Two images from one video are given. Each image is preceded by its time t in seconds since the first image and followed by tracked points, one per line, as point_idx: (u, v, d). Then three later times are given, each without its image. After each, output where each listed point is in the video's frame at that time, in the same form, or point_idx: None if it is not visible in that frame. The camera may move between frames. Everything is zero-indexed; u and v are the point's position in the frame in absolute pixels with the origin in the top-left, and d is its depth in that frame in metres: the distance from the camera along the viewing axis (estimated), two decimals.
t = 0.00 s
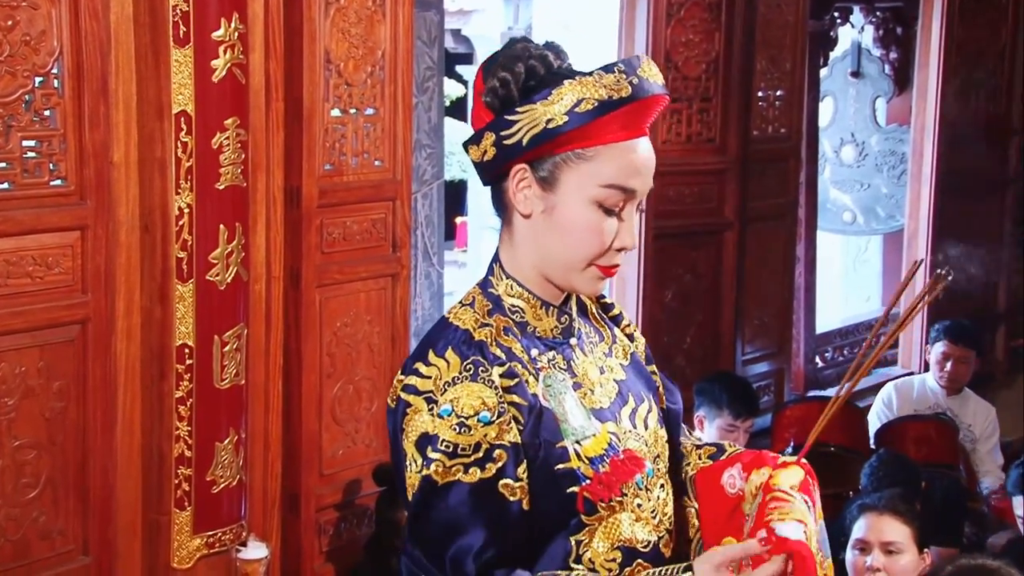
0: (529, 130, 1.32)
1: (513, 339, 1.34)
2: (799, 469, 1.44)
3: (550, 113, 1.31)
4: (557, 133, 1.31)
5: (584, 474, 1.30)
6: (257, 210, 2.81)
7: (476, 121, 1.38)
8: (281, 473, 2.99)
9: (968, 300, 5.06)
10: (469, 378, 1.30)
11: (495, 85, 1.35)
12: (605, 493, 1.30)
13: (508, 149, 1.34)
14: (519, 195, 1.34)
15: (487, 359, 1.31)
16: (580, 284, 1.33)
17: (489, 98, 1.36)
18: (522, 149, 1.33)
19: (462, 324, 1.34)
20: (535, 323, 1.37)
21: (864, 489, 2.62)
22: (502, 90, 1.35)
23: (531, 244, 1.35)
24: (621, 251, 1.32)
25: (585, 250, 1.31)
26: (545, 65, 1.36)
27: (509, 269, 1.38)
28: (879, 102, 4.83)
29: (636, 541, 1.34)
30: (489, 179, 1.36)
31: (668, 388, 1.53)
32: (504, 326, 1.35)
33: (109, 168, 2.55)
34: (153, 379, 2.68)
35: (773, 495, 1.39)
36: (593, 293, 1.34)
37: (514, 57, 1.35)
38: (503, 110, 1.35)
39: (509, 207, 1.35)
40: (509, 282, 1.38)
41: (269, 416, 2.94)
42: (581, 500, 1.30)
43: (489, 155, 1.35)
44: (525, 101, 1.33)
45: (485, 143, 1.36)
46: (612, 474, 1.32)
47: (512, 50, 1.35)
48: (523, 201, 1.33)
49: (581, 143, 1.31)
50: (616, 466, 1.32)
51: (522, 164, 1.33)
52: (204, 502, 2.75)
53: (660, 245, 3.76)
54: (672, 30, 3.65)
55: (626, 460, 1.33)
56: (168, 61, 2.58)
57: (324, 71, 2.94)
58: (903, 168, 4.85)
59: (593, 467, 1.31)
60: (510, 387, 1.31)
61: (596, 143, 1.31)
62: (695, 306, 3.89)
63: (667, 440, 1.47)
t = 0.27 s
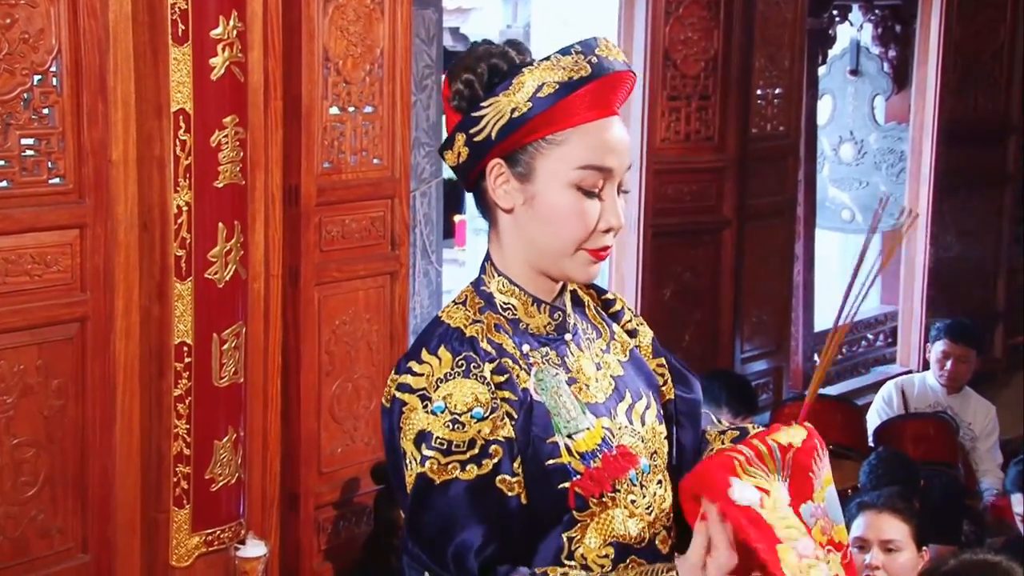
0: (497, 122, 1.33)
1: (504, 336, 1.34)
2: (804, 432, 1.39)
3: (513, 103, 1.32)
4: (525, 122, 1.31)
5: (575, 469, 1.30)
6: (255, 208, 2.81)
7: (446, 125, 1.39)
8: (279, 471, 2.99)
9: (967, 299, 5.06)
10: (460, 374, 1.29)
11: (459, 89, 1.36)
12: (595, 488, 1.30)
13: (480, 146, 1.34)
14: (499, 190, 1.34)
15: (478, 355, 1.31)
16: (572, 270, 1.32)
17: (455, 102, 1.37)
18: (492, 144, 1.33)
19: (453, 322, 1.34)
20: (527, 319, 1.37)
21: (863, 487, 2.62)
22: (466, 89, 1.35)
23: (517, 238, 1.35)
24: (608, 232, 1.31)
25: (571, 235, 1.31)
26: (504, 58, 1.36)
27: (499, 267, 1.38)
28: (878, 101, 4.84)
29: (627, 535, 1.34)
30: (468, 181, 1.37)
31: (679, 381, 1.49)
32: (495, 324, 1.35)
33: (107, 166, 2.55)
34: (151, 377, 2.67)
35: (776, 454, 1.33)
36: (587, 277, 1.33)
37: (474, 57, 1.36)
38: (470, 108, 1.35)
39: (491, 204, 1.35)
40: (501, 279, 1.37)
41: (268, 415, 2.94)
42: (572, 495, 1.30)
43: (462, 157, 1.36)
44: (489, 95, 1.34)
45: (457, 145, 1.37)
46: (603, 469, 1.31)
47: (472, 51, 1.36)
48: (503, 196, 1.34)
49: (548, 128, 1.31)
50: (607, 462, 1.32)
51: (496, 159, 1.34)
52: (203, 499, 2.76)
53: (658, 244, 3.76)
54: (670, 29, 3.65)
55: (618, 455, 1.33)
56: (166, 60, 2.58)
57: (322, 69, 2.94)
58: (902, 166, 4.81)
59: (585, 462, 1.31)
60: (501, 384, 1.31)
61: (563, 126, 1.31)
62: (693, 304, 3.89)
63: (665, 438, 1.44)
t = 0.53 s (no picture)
0: (473, 120, 1.31)
1: (506, 334, 1.30)
2: (791, 442, 1.31)
3: (483, 98, 1.30)
4: (499, 113, 1.30)
5: (578, 468, 1.25)
6: (253, 207, 2.81)
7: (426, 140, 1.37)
8: (279, 471, 2.99)
9: (965, 297, 5.06)
10: (465, 374, 1.25)
11: (430, 102, 1.35)
12: (600, 486, 1.25)
13: (463, 147, 1.33)
14: (489, 190, 1.32)
15: (482, 353, 1.27)
16: (577, 251, 1.30)
17: (429, 116, 1.36)
18: (472, 143, 1.32)
19: (456, 322, 1.29)
20: (529, 317, 1.33)
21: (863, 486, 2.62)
22: (438, 99, 1.34)
23: (516, 233, 1.33)
24: (605, 206, 1.30)
25: (570, 216, 1.29)
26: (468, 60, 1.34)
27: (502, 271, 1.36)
28: (877, 98, 4.87)
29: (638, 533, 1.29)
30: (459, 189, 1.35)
31: (689, 375, 1.43)
32: (497, 322, 1.31)
33: (106, 164, 2.54)
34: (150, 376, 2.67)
35: (767, 485, 1.26)
36: (593, 257, 1.31)
37: (439, 67, 1.35)
38: (444, 116, 1.34)
39: (484, 205, 1.34)
40: (503, 277, 1.34)
41: (266, 414, 2.93)
42: (576, 494, 1.24)
43: (446, 166, 1.34)
44: (460, 97, 1.32)
45: (439, 156, 1.35)
46: (608, 467, 1.26)
47: (436, 63, 1.35)
48: (494, 194, 1.32)
49: (523, 114, 1.30)
50: (611, 459, 1.27)
51: (481, 157, 1.32)
52: (201, 498, 2.76)
53: (657, 242, 3.76)
54: (669, 27, 3.65)
55: (622, 453, 1.28)
56: (164, 58, 2.58)
57: (321, 67, 2.94)
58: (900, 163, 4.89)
59: (588, 461, 1.26)
60: (505, 382, 1.25)
61: (537, 110, 1.30)
62: (692, 302, 3.89)
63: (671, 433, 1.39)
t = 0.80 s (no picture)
0: (461, 117, 1.33)
1: (510, 326, 1.30)
2: (780, 454, 1.29)
3: (469, 94, 1.32)
4: (486, 108, 1.31)
5: (583, 459, 1.26)
6: (252, 205, 2.81)
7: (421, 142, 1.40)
8: (279, 470, 3.00)
9: (965, 296, 5.06)
10: (478, 360, 1.26)
11: (422, 105, 1.37)
12: (603, 477, 1.25)
13: (455, 145, 1.34)
14: (484, 185, 1.33)
15: (490, 340, 1.27)
16: (577, 239, 1.30)
17: (422, 119, 1.38)
18: (463, 140, 1.33)
19: (460, 313, 1.30)
20: (533, 310, 1.33)
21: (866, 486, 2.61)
22: (428, 101, 1.36)
23: (514, 226, 1.33)
24: (601, 192, 1.29)
25: (567, 205, 1.29)
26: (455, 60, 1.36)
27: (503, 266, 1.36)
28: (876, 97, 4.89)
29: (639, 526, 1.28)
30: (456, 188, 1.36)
31: (692, 370, 1.42)
32: (501, 314, 1.31)
33: (106, 163, 2.54)
34: (150, 374, 2.67)
35: (765, 509, 1.25)
36: (593, 244, 1.30)
37: (428, 70, 1.37)
38: (435, 117, 1.36)
39: (480, 201, 1.34)
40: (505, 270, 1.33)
41: (265, 413, 2.94)
42: (579, 484, 1.25)
43: (440, 165, 1.36)
44: (448, 95, 1.34)
45: (432, 156, 1.37)
46: (612, 458, 1.26)
47: (425, 67, 1.38)
48: (488, 189, 1.33)
49: (511, 106, 1.30)
50: (614, 451, 1.27)
51: (473, 154, 1.33)
52: (201, 497, 2.75)
53: (657, 241, 3.76)
54: (669, 26, 3.65)
55: (626, 444, 1.28)
56: (164, 57, 2.58)
57: (320, 66, 2.94)
58: (900, 163, 4.85)
59: (591, 451, 1.26)
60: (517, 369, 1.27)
61: (524, 102, 1.30)
62: (692, 301, 3.89)
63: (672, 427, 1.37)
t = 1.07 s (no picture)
0: (463, 113, 1.33)
1: (517, 316, 1.30)
2: (778, 476, 1.28)
3: (469, 90, 1.32)
4: (486, 102, 1.31)
5: (581, 451, 1.25)
6: (252, 204, 2.82)
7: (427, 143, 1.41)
8: (279, 469, 3.00)
9: (964, 296, 5.07)
10: (471, 346, 1.26)
11: (425, 106, 1.39)
12: (601, 470, 1.25)
13: (459, 142, 1.35)
14: (491, 180, 1.33)
15: (492, 328, 1.27)
16: (586, 228, 1.29)
17: (426, 120, 1.39)
18: (466, 136, 1.34)
19: (466, 299, 1.30)
20: (539, 300, 1.33)
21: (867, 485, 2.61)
22: (431, 101, 1.38)
23: (523, 219, 1.33)
24: (607, 180, 1.29)
25: (574, 194, 1.29)
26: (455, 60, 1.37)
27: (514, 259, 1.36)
28: (876, 97, 4.87)
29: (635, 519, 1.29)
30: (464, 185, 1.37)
31: (698, 372, 1.41)
32: (508, 304, 1.31)
33: (106, 163, 2.54)
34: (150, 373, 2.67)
35: (750, 518, 1.23)
36: (602, 231, 1.29)
37: (430, 72, 1.38)
38: (438, 116, 1.37)
39: (488, 196, 1.35)
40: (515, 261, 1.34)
41: (265, 412, 2.95)
42: (577, 477, 1.25)
43: (447, 164, 1.37)
44: (449, 93, 1.35)
45: (438, 156, 1.38)
46: (611, 452, 1.26)
47: (426, 70, 1.39)
48: (496, 183, 1.33)
49: (512, 100, 1.30)
50: (614, 445, 1.27)
51: (478, 150, 1.34)
52: (200, 496, 2.76)
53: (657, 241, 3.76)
54: (669, 25, 3.65)
55: (627, 439, 1.28)
56: (164, 56, 2.59)
57: (320, 65, 2.94)
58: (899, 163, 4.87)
59: (591, 445, 1.26)
60: (513, 358, 1.26)
61: (524, 94, 1.30)
62: (691, 300, 3.89)
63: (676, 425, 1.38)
